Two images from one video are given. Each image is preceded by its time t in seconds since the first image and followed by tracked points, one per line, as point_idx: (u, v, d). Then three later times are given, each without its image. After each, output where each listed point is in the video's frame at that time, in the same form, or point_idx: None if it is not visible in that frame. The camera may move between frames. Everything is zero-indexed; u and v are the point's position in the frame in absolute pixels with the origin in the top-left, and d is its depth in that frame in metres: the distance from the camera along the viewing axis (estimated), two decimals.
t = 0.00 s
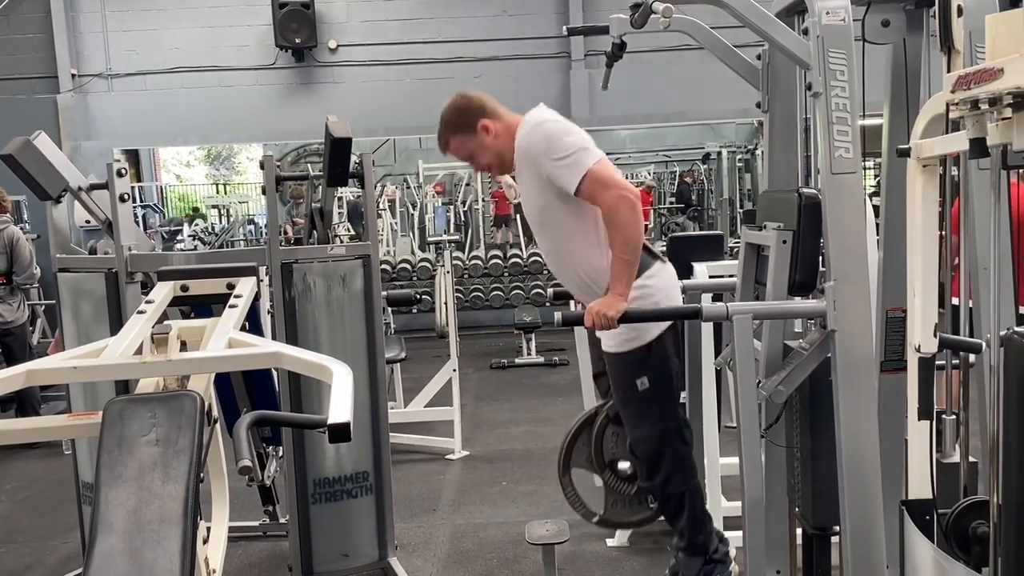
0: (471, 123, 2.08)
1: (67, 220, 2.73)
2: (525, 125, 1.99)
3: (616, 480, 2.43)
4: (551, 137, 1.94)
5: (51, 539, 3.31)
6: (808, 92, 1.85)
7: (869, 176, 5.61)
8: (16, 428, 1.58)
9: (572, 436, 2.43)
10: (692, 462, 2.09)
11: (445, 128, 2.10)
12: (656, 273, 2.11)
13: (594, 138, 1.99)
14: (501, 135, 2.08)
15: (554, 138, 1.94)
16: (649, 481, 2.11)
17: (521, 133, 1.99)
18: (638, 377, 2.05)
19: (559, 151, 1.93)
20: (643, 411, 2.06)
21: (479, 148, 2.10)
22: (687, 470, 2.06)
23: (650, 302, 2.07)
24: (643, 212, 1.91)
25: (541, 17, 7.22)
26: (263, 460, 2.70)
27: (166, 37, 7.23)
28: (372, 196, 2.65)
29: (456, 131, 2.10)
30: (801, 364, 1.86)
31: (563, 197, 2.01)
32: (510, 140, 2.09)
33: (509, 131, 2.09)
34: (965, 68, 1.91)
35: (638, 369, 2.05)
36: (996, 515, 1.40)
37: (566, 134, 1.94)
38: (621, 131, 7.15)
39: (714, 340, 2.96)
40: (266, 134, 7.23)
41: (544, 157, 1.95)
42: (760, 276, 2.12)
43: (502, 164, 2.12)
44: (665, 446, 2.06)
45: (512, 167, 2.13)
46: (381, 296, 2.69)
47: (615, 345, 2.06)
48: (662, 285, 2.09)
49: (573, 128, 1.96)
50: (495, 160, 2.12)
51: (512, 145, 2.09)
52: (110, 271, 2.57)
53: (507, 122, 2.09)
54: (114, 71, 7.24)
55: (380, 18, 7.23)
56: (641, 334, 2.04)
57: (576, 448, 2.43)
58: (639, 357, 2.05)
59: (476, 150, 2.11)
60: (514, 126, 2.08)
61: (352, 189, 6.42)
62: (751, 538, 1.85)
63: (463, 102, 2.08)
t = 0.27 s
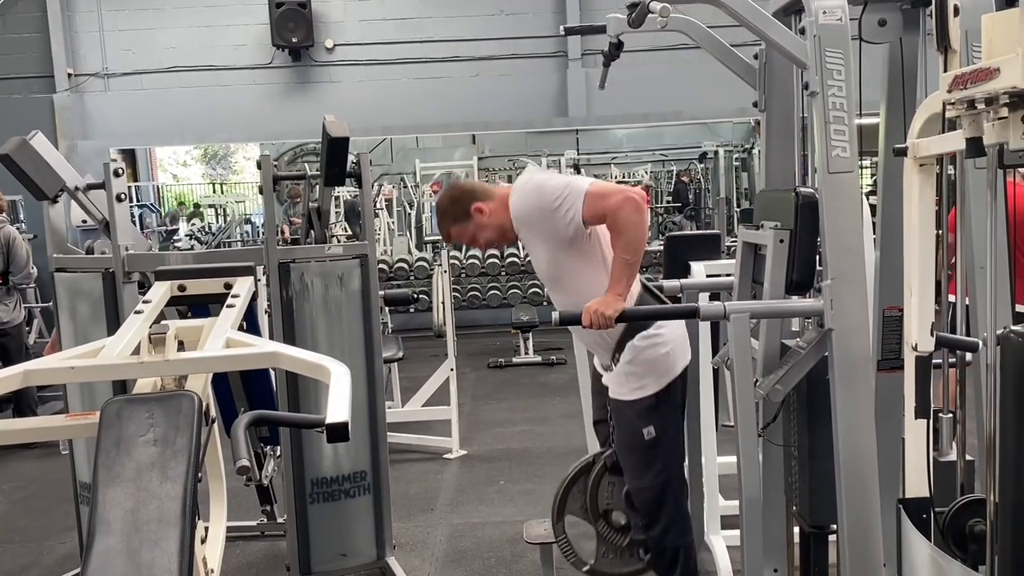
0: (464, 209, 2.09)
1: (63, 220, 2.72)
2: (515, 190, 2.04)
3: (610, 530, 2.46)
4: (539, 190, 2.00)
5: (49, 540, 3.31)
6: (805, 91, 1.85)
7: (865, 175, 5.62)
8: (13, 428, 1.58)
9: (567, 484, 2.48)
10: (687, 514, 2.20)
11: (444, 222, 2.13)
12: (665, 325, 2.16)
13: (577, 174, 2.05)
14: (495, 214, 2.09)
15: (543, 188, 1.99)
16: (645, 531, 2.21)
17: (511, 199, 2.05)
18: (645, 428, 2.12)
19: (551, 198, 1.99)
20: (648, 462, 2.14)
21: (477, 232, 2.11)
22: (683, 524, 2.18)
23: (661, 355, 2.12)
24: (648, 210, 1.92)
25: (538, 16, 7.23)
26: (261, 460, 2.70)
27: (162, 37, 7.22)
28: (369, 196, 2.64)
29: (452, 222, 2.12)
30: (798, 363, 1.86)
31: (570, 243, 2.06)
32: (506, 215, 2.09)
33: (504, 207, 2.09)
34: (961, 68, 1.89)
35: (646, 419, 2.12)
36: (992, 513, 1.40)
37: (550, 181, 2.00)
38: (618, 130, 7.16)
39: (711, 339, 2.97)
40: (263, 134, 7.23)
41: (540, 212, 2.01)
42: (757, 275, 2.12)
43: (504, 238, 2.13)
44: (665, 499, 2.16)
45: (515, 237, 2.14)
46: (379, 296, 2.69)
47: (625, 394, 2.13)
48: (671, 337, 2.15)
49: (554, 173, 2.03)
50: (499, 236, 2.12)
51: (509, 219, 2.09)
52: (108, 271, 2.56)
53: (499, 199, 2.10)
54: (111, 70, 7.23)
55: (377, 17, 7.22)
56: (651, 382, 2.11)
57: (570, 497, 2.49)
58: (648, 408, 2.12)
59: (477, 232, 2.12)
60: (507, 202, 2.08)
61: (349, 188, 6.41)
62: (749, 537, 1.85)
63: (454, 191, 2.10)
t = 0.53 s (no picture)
0: (463, 212, 2.07)
1: (60, 220, 2.72)
2: (507, 215, 2.03)
3: (601, 547, 2.39)
4: (529, 214, 1.99)
5: (46, 540, 3.30)
6: (802, 89, 1.86)
7: (863, 173, 5.62)
8: (10, 429, 1.57)
9: (562, 496, 2.43)
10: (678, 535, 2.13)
11: (441, 213, 2.10)
12: (666, 339, 2.15)
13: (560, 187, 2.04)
14: (488, 231, 2.08)
15: (533, 209, 1.99)
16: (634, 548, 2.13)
17: (505, 224, 2.04)
18: (645, 444, 2.08)
19: (542, 217, 1.98)
20: (646, 478, 2.08)
21: (463, 237, 2.09)
22: (673, 544, 2.10)
23: (661, 370, 2.10)
24: (637, 206, 1.92)
25: (535, 15, 7.22)
26: (258, 459, 2.70)
27: (159, 37, 7.21)
28: (366, 195, 2.64)
29: (449, 214, 2.09)
30: (796, 361, 1.87)
31: (567, 261, 2.04)
32: (497, 234, 2.08)
33: (498, 227, 2.08)
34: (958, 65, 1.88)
35: (646, 435, 2.08)
36: (989, 510, 1.40)
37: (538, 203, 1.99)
38: (616, 129, 7.15)
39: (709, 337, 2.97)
40: (261, 134, 7.22)
41: (534, 235, 2.00)
42: (754, 273, 2.12)
43: (483, 254, 2.11)
44: (659, 517, 2.09)
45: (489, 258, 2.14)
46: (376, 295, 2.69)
47: (624, 409, 2.11)
48: (672, 353, 2.13)
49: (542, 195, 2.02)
50: (480, 253, 2.11)
51: (498, 239, 2.09)
52: (104, 271, 2.56)
53: (498, 218, 2.09)
54: (107, 70, 7.22)
55: (374, 16, 7.21)
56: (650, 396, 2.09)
57: (563, 510, 2.44)
58: (647, 423, 2.08)
59: (461, 237, 2.10)
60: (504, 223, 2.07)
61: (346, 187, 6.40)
62: (746, 536, 1.85)
63: (464, 191, 2.08)
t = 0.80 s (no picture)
0: (497, 111, 2.10)
1: (56, 221, 2.72)
2: (517, 146, 2.02)
3: (596, 507, 2.49)
4: (537, 158, 1.98)
5: (45, 540, 3.30)
6: (798, 88, 1.85)
7: (859, 171, 5.62)
8: (6, 431, 1.57)
9: (555, 458, 2.51)
10: (669, 494, 2.16)
11: (477, 100, 2.12)
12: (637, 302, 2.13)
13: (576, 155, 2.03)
14: (505, 140, 2.13)
15: (541, 157, 1.97)
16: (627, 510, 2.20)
17: (511, 155, 2.03)
18: (618, 409, 2.09)
19: (546, 168, 1.97)
20: (624, 443, 2.11)
21: (481, 132, 2.13)
22: (661, 504, 2.13)
23: (631, 334, 2.09)
24: (636, 210, 1.92)
25: (531, 14, 7.22)
26: (257, 460, 2.70)
27: (155, 36, 7.20)
28: (363, 195, 2.64)
29: (483, 104, 2.11)
30: (793, 360, 1.87)
31: (552, 221, 2.03)
32: (510, 146, 2.13)
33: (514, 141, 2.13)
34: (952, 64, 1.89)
35: (619, 399, 2.09)
36: (985, 508, 1.40)
37: (551, 152, 1.98)
38: (613, 128, 7.16)
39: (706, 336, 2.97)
40: (257, 134, 7.21)
41: (532, 179, 1.99)
42: (751, 272, 2.12)
43: (489, 154, 2.16)
44: (642, 480, 2.12)
45: (490, 160, 2.18)
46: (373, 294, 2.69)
47: (597, 374, 2.11)
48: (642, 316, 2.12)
49: (558, 147, 2.00)
50: (485, 151, 2.15)
51: (507, 152, 2.14)
52: (101, 271, 2.56)
53: (522, 133, 2.13)
54: (103, 70, 7.21)
55: (370, 16, 7.21)
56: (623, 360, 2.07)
57: (558, 473, 2.51)
58: (619, 388, 2.08)
59: (478, 131, 2.14)
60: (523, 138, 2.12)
61: (343, 186, 6.40)
62: (743, 534, 1.85)
63: (510, 92, 2.11)
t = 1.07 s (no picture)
0: (508, 47, 2.05)
1: (56, 222, 2.72)
2: (527, 91, 1.98)
3: (597, 453, 2.76)
4: (542, 111, 1.93)
5: (45, 542, 3.30)
6: (797, 86, 1.85)
7: (858, 170, 5.63)
8: (6, 432, 1.58)
9: (558, 407, 2.79)
10: (672, 439, 2.08)
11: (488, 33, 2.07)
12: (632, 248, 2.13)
13: (586, 121, 1.97)
14: (517, 75, 2.07)
15: (545, 112, 1.93)
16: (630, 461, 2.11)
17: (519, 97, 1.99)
18: (614, 352, 2.05)
19: (546, 126, 1.92)
20: (622, 388, 2.08)
21: (493, 69, 2.08)
22: (666, 447, 2.06)
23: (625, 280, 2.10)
24: (614, 207, 1.90)
25: (530, 13, 7.22)
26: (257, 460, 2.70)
27: (154, 37, 7.19)
28: (362, 194, 2.63)
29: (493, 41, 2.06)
30: (793, 358, 1.86)
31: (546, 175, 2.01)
32: (522, 85, 2.08)
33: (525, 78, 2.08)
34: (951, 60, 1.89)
35: (615, 344, 2.04)
36: (985, 506, 1.40)
37: (559, 110, 1.93)
38: (612, 127, 7.17)
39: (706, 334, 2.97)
40: (256, 133, 7.20)
41: (533, 129, 1.95)
42: (751, 271, 2.12)
43: (501, 93, 2.11)
44: (643, 424, 2.07)
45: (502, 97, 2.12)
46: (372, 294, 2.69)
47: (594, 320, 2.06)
48: (637, 261, 2.12)
49: (568, 107, 1.94)
50: (497, 86, 2.10)
51: (517, 90, 2.08)
52: (100, 271, 2.56)
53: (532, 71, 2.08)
54: (102, 70, 7.20)
55: (369, 16, 7.21)
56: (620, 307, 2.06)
57: (562, 420, 2.79)
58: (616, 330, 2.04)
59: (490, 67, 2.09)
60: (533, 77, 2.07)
61: (343, 186, 6.40)
62: (744, 532, 1.85)
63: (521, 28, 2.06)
